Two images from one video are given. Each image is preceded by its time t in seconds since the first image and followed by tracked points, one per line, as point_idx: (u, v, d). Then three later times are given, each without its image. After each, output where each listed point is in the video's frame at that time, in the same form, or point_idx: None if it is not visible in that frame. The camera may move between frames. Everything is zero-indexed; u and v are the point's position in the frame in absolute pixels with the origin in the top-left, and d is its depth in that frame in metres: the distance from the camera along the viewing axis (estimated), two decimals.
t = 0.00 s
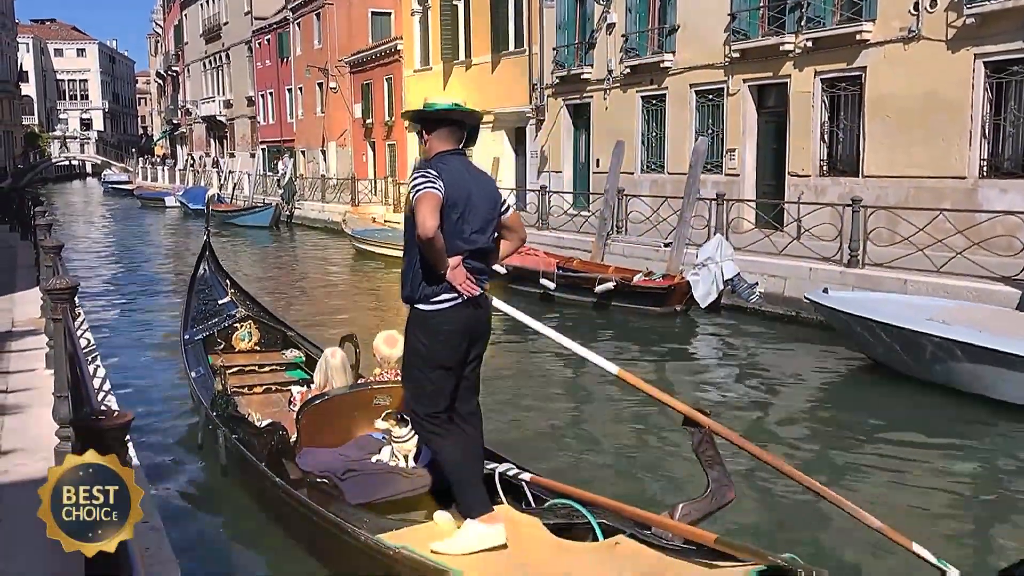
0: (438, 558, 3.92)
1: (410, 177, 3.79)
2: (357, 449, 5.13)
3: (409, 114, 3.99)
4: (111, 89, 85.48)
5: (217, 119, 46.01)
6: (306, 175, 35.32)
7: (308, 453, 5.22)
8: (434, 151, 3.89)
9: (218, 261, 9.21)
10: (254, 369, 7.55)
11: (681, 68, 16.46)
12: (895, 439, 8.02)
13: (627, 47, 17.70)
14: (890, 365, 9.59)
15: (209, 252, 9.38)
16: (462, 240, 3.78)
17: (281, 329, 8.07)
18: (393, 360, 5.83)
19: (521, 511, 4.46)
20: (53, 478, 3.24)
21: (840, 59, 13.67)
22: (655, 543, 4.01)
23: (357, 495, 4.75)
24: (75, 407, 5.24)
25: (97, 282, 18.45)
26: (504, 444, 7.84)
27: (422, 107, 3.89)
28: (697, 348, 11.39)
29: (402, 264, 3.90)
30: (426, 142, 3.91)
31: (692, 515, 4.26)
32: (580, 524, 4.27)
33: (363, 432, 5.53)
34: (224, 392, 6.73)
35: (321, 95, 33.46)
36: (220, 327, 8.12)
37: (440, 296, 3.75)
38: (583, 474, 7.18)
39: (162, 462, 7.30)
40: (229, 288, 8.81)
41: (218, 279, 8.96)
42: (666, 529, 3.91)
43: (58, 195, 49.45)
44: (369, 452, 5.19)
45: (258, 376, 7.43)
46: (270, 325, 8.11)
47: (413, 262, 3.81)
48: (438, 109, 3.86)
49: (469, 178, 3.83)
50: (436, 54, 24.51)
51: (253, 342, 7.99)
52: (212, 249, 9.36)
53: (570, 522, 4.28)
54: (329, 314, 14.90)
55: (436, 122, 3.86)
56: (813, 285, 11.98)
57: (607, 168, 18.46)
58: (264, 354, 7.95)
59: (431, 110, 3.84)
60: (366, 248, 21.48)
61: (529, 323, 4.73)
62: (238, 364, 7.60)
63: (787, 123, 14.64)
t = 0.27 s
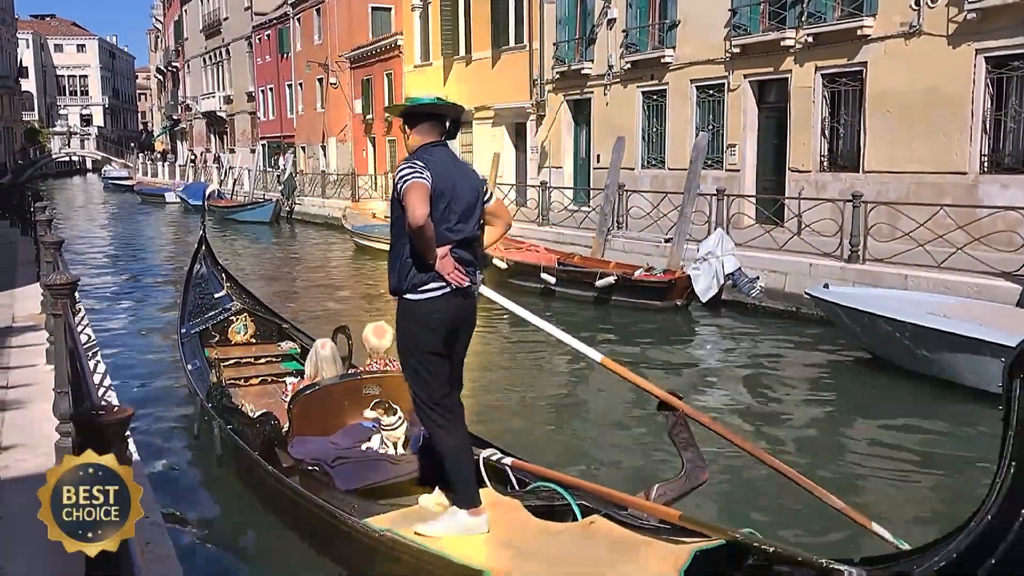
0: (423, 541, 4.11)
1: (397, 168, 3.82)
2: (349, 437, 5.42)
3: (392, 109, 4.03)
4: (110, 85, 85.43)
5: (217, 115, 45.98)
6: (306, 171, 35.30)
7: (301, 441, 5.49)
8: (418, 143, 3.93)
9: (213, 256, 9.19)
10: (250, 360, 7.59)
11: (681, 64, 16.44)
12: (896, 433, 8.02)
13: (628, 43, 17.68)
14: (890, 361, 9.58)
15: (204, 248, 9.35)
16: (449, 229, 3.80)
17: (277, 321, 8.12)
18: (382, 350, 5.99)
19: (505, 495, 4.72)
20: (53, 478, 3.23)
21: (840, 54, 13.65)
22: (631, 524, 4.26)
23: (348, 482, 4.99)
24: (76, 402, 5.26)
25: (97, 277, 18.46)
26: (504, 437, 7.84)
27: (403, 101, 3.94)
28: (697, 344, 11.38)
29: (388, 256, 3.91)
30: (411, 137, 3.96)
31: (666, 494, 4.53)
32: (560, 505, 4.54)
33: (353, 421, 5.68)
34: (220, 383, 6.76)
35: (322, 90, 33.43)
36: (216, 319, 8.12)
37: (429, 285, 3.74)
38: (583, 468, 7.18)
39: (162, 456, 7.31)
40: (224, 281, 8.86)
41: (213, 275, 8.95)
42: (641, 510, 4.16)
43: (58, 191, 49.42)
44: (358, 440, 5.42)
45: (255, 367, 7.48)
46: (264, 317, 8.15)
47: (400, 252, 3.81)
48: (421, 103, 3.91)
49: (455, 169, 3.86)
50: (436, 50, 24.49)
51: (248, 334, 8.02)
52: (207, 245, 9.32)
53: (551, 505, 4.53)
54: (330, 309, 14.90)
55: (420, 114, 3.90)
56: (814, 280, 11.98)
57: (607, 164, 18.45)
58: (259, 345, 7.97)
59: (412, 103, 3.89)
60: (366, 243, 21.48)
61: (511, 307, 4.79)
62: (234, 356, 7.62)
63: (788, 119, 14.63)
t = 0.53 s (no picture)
0: (405, 525, 4.18)
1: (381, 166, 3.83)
2: (338, 429, 5.54)
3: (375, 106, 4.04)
4: (110, 82, 85.41)
5: (217, 112, 45.96)
6: (306, 168, 35.28)
7: (291, 432, 5.61)
8: (401, 139, 3.94)
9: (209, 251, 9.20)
10: (246, 354, 7.59)
11: (681, 61, 16.43)
12: (895, 430, 8.02)
13: (627, 40, 17.67)
14: (889, 357, 9.58)
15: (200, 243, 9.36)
16: (437, 223, 3.81)
17: (272, 315, 8.12)
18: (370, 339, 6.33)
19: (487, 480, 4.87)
20: (53, 478, 3.24)
21: (840, 51, 13.64)
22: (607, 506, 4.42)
23: (335, 469, 5.14)
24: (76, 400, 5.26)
25: (97, 275, 18.46)
26: (504, 434, 7.85)
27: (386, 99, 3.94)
28: (697, 341, 11.39)
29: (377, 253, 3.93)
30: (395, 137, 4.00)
31: (642, 476, 4.62)
32: (540, 489, 4.69)
33: (342, 410, 5.87)
34: (215, 377, 6.78)
35: (321, 87, 33.41)
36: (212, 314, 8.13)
37: (419, 278, 3.77)
38: (582, 464, 7.18)
39: (161, 453, 7.32)
40: (219, 277, 8.91)
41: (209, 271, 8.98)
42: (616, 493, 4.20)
43: (59, 188, 49.41)
44: (348, 431, 5.55)
45: (251, 360, 7.48)
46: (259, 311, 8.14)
47: (388, 248, 3.83)
48: (402, 99, 3.92)
49: (439, 162, 3.87)
50: (436, 47, 24.48)
51: (244, 328, 8.01)
52: (203, 241, 9.34)
53: (531, 489, 4.69)
54: (330, 306, 14.90)
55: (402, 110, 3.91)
56: (814, 277, 11.99)
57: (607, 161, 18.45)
58: (255, 339, 7.96)
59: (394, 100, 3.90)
60: (366, 240, 21.48)
61: (501, 294, 4.89)
62: (230, 350, 7.61)
63: (788, 115, 14.63)
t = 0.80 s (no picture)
0: (388, 512, 4.42)
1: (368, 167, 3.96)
2: (327, 421, 5.59)
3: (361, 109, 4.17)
4: (110, 80, 85.39)
5: (216, 110, 45.94)
6: (306, 167, 35.26)
7: (282, 426, 5.67)
8: (388, 141, 4.07)
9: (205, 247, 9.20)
10: (241, 349, 7.60)
11: (681, 59, 16.42)
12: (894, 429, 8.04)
13: (627, 38, 17.67)
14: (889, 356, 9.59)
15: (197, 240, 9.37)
16: (424, 221, 3.94)
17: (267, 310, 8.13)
18: (358, 334, 6.38)
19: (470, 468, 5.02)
20: (53, 478, 3.24)
21: (840, 49, 13.65)
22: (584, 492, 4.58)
23: (325, 461, 5.23)
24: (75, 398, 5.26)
25: (97, 273, 18.48)
26: (504, 433, 7.86)
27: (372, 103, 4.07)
28: (697, 340, 11.40)
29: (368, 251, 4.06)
30: (381, 138, 4.10)
31: (616, 464, 4.78)
32: (521, 476, 4.84)
33: (332, 402, 5.94)
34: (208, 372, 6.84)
35: (321, 86, 33.39)
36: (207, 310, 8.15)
37: (409, 274, 3.90)
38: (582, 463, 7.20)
39: (161, 451, 7.33)
40: (216, 273, 8.88)
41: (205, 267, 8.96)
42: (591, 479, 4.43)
43: (58, 187, 49.38)
44: (337, 422, 5.61)
45: (246, 355, 7.49)
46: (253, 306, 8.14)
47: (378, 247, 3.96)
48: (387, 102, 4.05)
49: (423, 162, 3.96)
50: (436, 46, 24.47)
51: (239, 324, 8.00)
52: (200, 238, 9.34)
53: (511, 476, 4.84)
54: (329, 305, 14.90)
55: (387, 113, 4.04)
56: (813, 275, 11.99)
57: (606, 159, 18.45)
58: (250, 334, 7.95)
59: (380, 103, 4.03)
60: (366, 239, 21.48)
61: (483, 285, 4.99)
62: (226, 345, 7.62)
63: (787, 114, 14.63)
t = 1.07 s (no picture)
0: (372, 500, 4.58)
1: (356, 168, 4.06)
2: (319, 414, 5.64)
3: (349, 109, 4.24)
4: (110, 79, 85.35)
5: (216, 109, 45.90)
6: (306, 166, 35.24)
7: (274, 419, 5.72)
8: (376, 141, 4.16)
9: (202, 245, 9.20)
10: (237, 344, 7.61)
11: (681, 58, 16.42)
12: (892, 428, 8.05)
13: (627, 37, 17.66)
14: (887, 356, 9.60)
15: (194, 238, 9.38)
16: (411, 221, 4.06)
17: (262, 306, 8.13)
18: (349, 329, 6.52)
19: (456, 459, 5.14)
20: (53, 478, 3.27)
21: (840, 49, 13.65)
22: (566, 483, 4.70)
23: (315, 452, 5.30)
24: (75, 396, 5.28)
25: (97, 272, 18.46)
26: (503, 432, 7.87)
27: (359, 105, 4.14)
28: (697, 339, 11.41)
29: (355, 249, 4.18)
30: (369, 137, 4.19)
31: (596, 455, 4.93)
32: (504, 468, 4.96)
33: (324, 395, 5.97)
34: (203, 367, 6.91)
35: (321, 85, 33.38)
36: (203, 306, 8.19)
37: (395, 272, 4.03)
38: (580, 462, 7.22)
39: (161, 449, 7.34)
40: (212, 269, 8.87)
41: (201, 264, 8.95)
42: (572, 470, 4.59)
43: (58, 186, 49.35)
44: (329, 415, 5.64)
45: (242, 351, 7.50)
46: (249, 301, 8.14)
47: (366, 246, 4.07)
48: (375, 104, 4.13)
49: (412, 163, 4.08)
50: (436, 45, 24.46)
51: (235, 319, 8.00)
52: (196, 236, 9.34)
53: (495, 467, 4.97)
54: (329, 304, 14.90)
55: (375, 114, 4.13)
56: (813, 275, 12.00)
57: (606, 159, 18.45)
58: (245, 330, 7.94)
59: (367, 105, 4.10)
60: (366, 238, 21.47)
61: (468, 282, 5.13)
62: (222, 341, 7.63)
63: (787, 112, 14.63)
